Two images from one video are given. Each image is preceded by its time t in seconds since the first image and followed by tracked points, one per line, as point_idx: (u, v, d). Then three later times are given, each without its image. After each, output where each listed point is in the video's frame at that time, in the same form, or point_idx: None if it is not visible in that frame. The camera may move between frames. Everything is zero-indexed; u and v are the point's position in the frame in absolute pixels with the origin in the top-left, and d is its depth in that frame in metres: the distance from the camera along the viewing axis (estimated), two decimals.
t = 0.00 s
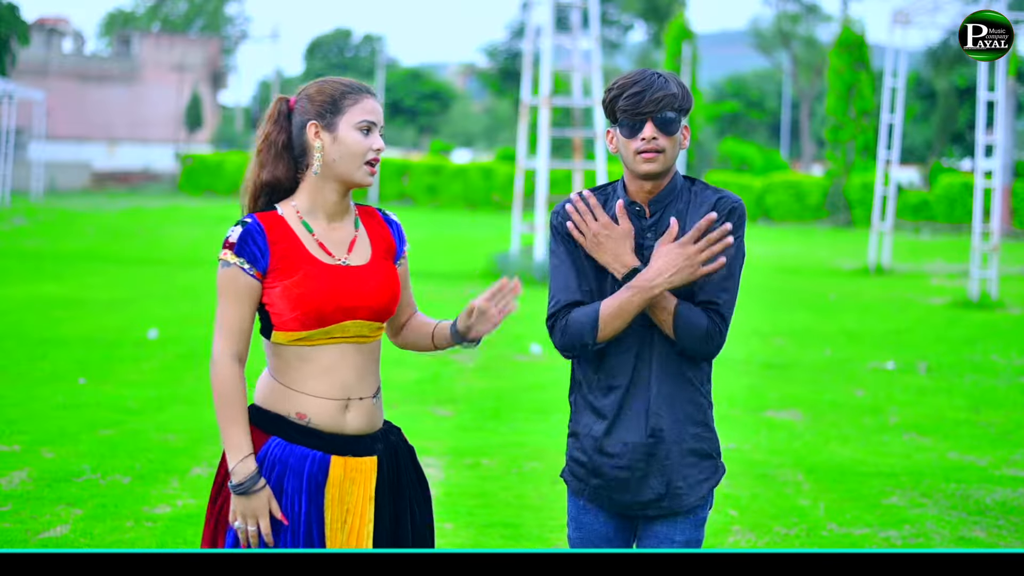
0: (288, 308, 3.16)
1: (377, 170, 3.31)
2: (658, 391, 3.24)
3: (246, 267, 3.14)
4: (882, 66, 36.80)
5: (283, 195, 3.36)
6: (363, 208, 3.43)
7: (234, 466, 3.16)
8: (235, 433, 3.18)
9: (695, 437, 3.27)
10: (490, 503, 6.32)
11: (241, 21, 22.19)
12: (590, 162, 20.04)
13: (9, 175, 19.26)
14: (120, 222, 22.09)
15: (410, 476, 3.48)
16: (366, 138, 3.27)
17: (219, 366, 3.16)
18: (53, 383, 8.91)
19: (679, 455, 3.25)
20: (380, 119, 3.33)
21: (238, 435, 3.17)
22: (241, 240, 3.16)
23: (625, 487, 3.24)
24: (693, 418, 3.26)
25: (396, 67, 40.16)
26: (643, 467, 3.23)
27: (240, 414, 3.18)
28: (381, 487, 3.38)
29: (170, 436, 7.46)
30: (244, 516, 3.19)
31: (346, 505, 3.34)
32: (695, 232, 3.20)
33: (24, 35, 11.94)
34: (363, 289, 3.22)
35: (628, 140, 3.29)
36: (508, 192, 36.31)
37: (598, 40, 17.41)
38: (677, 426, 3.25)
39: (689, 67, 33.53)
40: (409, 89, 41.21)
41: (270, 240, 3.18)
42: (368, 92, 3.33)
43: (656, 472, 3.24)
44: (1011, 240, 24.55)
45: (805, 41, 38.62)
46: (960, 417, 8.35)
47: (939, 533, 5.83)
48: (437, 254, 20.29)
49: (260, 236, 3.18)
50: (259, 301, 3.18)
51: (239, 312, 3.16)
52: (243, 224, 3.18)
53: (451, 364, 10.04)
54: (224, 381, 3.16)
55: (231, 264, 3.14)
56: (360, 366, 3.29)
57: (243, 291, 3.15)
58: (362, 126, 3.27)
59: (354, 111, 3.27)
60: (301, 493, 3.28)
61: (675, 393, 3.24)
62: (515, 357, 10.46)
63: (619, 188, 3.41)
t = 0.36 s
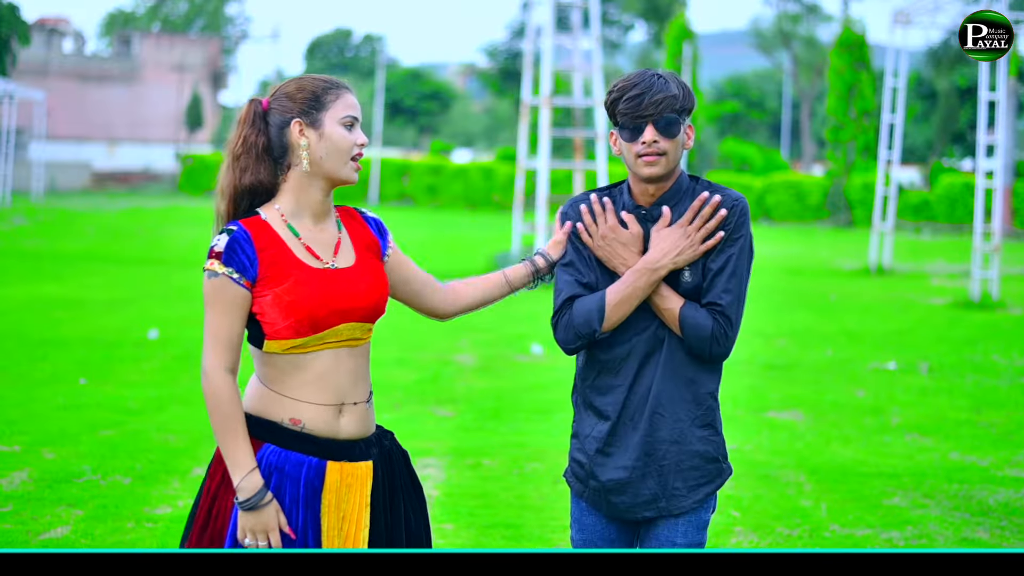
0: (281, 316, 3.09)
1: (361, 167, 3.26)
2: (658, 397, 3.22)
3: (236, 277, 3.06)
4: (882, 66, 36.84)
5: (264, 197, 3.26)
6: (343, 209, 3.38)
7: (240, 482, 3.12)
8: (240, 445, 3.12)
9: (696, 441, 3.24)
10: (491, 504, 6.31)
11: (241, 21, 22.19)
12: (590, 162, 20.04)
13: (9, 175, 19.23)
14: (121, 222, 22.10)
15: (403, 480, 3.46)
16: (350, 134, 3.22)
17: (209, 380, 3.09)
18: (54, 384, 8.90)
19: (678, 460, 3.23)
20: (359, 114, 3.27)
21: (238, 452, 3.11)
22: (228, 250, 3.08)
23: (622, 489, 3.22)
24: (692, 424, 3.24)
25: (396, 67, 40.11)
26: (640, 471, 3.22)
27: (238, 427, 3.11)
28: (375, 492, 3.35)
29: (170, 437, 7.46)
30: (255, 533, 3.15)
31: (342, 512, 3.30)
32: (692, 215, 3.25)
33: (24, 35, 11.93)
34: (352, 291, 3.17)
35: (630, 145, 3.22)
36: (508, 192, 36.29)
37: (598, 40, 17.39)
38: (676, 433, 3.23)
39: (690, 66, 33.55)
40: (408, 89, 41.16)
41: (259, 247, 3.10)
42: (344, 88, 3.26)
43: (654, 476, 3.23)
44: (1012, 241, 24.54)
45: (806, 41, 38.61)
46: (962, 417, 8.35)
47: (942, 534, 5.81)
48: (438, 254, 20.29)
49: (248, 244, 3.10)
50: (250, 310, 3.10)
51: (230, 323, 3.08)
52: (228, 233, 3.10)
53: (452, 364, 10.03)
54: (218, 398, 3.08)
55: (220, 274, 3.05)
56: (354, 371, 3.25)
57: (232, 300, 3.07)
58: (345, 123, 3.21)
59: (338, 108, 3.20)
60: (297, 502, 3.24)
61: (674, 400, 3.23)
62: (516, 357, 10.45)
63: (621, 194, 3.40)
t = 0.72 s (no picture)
0: (268, 325, 3.05)
1: (320, 171, 3.21)
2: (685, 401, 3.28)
3: (225, 290, 3.00)
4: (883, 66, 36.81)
5: (224, 204, 3.21)
6: (297, 207, 3.32)
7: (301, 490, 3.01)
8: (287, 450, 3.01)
9: (725, 444, 3.29)
10: (492, 505, 6.29)
11: (242, 22, 22.18)
12: (590, 162, 20.04)
13: (9, 176, 19.22)
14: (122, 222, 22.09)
15: (402, 476, 3.44)
16: (310, 140, 3.18)
17: (231, 397, 2.97)
18: (54, 384, 8.89)
19: (705, 462, 3.27)
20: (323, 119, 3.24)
21: (276, 458, 3.00)
22: (211, 265, 3.01)
23: (644, 491, 3.31)
24: (722, 428, 3.29)
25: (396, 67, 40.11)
26: (667, 470, 3.29)
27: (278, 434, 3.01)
28: (379, 488, 3.34)
29: (170, 438, 7.44)
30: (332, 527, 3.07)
31: (348, 508, 3.27)
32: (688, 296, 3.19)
33: (24, 36, 11.91)
34: (330, 288, 3.14)
35: (669, 159, 3.30)
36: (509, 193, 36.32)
37: (599, 40, 17.35)
38: (703, 435, 3.29)
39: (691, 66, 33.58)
40: (409, 89, 41.12)
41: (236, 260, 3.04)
42: (305, 92, 3.23)
43: (680, 478, 3.28)
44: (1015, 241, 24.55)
45: (807, 41, 38.60)
46: (964, 418, 8.33)
47: (945, 535, 5.79)
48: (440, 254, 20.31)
49: (225, 258, 3.03)
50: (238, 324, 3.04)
51: (224, 338, 2.99)
52: (204, 250, 3.02)
53: (453, 365, 10.02)
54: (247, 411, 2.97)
55: (211, 290, 2.98)
56: (339, 367, 3.24)
57: (224, 314, 2.99)
58: (304, 130, 3.17)
59: (297, 115, 3.16)
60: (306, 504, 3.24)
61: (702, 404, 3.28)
62: (517, 358, 10.44)
63: (661, 200, 3.40)
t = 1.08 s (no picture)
0: (271, 324, 3.16)
1: (322, 167, 3.28)
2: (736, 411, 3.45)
3: (230, 287, 3.11)
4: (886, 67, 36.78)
5: (237, 202, 3.40)
6: (318, 205, 3.42)
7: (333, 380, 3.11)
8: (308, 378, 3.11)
9: (781, 448, 3.45)
10: (494, 506, 6.29)
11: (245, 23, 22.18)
12: (592, 163, 20.04)
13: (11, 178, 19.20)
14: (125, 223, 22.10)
15: (412, 473, 3.45)
16: (305, 134, 3.25)
17: (229, 380, 3.11)
18: (56, 386, 8.89)
19: (760, 467, 3.45)
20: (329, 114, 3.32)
21: (303, 385, 3.10)
22: (217, 260, 3.13)
23: (706, 492, 3.52)
24: (776, 433, 3.45)
25: (399, 68, 40.10)
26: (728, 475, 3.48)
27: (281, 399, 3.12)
28: (389, 488, 3.36)
29: (172, 439, 7.44)
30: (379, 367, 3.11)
31: (358, 508, 3.30)
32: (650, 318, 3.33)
33: (25, 36, 11.90)
34: (339, 289, 3.24)
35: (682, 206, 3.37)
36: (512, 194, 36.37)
37: (602, 41, 17.31)
38: (758, 442, 3.45)
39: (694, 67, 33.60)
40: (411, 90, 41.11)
41: (243, 257, 3.15)
42: (313, 87, 3.33)
43: (742, 482, 3.47)
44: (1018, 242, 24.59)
45: (810, 42, 38.56)
46: (967, 418, 8.32)
47: (946, 537, 5.79)
48: (442, 255, 20.36)
49: (233, 254, 3.14)
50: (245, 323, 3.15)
51: (225, 329, 3.11)
52: (212, 246, 3.14)
53: (455, 365, 10.03)
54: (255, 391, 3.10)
55: (214, 287, 3.10)
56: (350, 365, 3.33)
57: (230, 310, 3.11)
58: (300, 123, 3.26)
59: (292, 108, 3.26)
60: (315, 504, 3.26)
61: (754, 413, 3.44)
62: (519, 359, 10.45)
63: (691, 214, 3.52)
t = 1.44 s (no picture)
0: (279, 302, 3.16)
1: (338, 160, 3.29)
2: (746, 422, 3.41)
3: (247, 252, 3.13)
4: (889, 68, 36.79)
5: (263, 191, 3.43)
6: (334, 196, 3.44)
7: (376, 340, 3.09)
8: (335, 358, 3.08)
9: (798, 447, 3.40)
10: (495, 506, 6.29)
11: (248, 23, 22.23)
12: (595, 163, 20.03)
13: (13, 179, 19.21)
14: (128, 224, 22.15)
15: (418, 470, 3.46)
16: (321, 125, 3.26)
17: (263, 325, 3.05)
18: (58, 386, 8.89)
19: (779, 467, 3.40)
20: (349, 106, 3.33)
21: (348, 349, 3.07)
22: (234, 229, 3.15)
23: (730, 493, 3.51)
24: (794, 435, 3.40)
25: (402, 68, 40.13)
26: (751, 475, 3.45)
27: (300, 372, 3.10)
28: (391, 482, 3.36)
29: (173, 439, 7.44)
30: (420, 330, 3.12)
31: (358, 505, 3.31)
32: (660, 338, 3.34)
33: (28, 37, 11.91)
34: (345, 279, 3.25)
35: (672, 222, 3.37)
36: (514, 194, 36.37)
37: (604, 41, 17.30)
38: (774, 444, 3.42)
39: (697, 68, 33.62)
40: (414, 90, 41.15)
41: (258, 232, 3.19)
42: (335, 81, 3.34)
43: (760, 484, 3.44)
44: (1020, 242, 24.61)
45: (813, 42, 38.57)
46: (968, 419, 8.31)
47: (947, 537, 5.78)
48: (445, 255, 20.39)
49: (249, 229, 3.18)
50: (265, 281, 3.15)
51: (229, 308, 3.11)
52: (229, 217, 3.18)
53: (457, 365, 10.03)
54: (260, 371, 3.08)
55: (231, 251, 3.12)
56: (359, 361, 3.30)
57: (242, 271, 3.11)
58: (316, 113, 3.27)
59: (309, 98, 3.27)
60: (313, 495, 3.27)
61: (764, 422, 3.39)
62: (521, 359, 10.46)
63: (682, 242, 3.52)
